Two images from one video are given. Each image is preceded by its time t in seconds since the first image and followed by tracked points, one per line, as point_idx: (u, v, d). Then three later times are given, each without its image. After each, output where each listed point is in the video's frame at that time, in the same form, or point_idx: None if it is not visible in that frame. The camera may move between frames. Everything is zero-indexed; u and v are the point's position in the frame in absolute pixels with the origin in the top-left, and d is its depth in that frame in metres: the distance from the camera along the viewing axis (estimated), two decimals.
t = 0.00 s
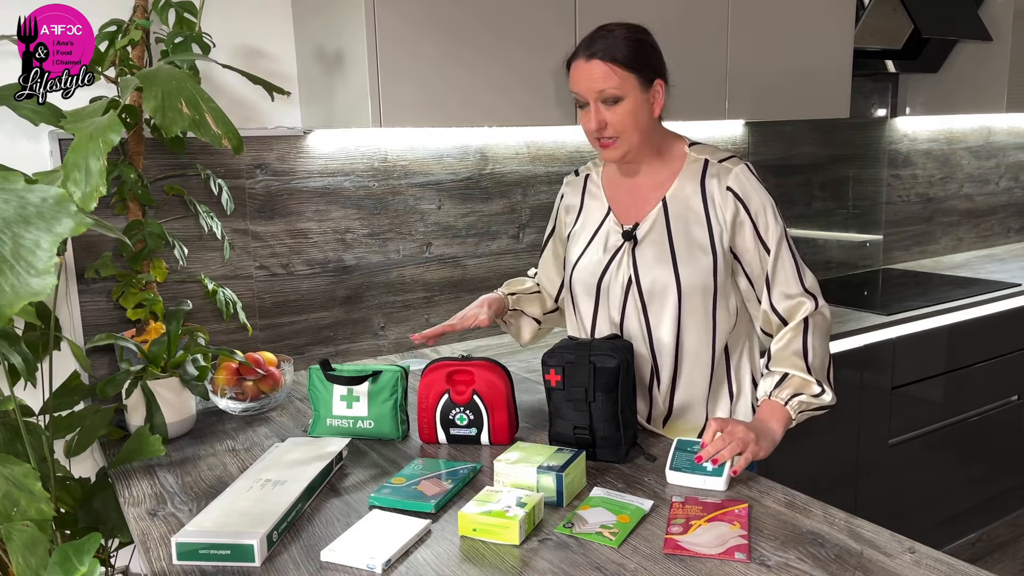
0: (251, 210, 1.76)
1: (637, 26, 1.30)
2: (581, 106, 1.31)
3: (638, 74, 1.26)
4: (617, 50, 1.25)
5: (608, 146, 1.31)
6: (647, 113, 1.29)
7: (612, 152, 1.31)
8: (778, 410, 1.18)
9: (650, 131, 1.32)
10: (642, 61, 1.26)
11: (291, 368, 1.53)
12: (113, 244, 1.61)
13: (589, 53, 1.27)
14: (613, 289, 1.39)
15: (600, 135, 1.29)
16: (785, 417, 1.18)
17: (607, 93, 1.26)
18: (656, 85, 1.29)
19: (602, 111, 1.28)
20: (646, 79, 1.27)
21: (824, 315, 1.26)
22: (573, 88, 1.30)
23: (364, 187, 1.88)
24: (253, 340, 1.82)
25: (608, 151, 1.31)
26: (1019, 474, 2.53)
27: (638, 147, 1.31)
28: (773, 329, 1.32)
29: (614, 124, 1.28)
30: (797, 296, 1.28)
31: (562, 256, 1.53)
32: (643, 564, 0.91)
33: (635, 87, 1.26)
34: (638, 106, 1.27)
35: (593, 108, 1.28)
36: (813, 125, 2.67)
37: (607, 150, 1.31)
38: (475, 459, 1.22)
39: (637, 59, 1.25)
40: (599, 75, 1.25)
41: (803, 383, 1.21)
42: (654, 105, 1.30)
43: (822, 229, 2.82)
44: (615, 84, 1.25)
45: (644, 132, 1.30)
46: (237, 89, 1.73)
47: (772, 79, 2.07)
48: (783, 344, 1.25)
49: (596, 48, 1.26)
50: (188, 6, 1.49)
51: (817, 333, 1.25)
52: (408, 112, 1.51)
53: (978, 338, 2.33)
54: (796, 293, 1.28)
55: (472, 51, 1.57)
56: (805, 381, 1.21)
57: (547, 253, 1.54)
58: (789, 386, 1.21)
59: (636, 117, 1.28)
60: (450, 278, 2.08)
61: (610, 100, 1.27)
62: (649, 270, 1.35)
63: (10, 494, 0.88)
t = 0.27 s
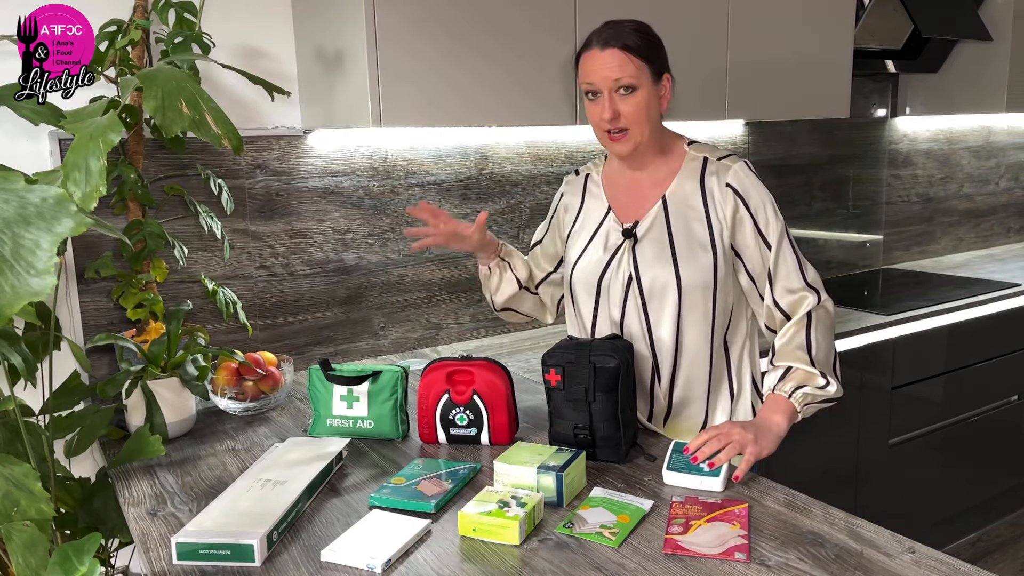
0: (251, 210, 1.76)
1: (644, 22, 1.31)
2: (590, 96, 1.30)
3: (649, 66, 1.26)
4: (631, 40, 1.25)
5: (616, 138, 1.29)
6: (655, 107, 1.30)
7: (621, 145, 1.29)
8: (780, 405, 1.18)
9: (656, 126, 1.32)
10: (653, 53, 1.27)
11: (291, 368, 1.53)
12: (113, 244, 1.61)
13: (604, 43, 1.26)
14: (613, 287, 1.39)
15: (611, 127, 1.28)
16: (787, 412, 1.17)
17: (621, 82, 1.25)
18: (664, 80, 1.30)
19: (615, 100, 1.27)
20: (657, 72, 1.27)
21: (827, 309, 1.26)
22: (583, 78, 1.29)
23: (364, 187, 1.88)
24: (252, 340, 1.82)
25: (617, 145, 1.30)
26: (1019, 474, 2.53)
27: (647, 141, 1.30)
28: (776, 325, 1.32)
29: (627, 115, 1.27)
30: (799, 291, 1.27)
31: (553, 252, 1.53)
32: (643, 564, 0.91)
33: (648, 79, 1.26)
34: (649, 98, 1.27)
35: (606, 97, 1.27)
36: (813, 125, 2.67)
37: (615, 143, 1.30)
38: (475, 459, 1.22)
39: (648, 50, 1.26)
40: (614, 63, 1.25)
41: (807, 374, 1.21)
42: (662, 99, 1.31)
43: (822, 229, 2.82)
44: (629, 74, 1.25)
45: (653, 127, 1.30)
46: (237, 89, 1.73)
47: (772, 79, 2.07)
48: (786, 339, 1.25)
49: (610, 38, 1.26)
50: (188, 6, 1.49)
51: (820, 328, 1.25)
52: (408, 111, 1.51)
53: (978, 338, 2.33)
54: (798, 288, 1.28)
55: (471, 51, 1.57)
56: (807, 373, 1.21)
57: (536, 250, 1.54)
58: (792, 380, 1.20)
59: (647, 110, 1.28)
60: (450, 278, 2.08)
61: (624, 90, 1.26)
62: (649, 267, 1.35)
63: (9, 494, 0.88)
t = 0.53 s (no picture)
0: (251, 210, 1.76)
1: (637, 27, 1.29)
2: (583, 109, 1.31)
3: (638, 79, 1.26)
4: (619, 57, 1.24)
5: (610, 147, 1.31)
6: (648, 114, 1.30)
7: (615, 153, 1.31)
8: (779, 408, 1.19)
9: (651, 130, 1.32)
10: (643, 66, 1.26)
11: (291, 368, 1.53)
12: (113, 244, 1.61)
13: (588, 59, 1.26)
14: (614, 285, 1.39)
15: (600, 138, 1.30)
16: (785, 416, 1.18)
17: (606, 98, 1.26)
18: (657, 86, 1.29)
19: (603, 116, 1.28)
20: (648, 82, 1.27)
21: (827, 311, 1.26)
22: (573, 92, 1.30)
23: (364, 187, 1.88)
24: (253, 340, 1.82)
25: (610, 152, 1.31)
26: (1019, 474, 2.53)
27: (638, 148, 1.31)
28: (777, 326, 1.32)
29: (615, 127, 1.28)
30: (799, 292, 1.27)
31: (559, 252, 1.53)
32: (643, 564, 0.91)
33: (636, 92, 1.26)
34: (639, 109, 1.28)
35: (595, 112, 1.28)
36: (813, 125, 2.67)
37: (609, 151, 1.32)
38: (475, 459, 1.22)
39: (634, 64, 1.25)
40: (600, 81, 1.25)
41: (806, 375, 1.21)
42: (655, 105, 1.31)
43: (822, 229, 2.82)
44: (613, 91, 1.25)
45: (647, 133, 1.30)
46: (237, 88, 1.73)
47: (772, 79, 2.07)
48: (786, 341, 1.25)
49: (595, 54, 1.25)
50: (188, 6, 1.49)
51: (820, 329, 1.25)
52: (408, 112, 1.51)
53: (978, 338, 2.33)
54: (798, 290, 1.27)
55: (471, 51, 1.57)
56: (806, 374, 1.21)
57: (542, 250, 1.54)
58: (792, 382, 1.21)
59: (636, 119, 1.28)
60: (450, 278, 2.08)
61: (610, 106, 1.27)
62: (650, 266, 1.35)
63: (9, 494, 0.88)
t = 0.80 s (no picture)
0: (251, 210, 1.76)
1: (635, 30, 1.29)
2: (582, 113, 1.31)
3: (638, 82, 1.26)
4: (620, 62, 1.24)
5: (610, 150, 1.32)
6: (649, 115, 1.30)
7: (615, 154, 1.32)
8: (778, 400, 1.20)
9: (652, 131, 1.32)
10: (643, 68, 1.26)
11: (291, 368, 1.53)
12: (113, 244, 1.61)
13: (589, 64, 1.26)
14: (613, 285, 1.39)
15: (602, 140, 1.30)
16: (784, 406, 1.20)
17: (608, 102, 1.26)
18: (657, 87, 1.29)
19: (604, 118, 1.28)
20: (648, 84, 1.27)
21: (828, 311, 1.28)
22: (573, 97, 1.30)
23: (364, 187, 1.88)
24: (253, 340, 1.82)
25: (612, 153, 1.32)
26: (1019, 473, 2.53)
27: (639, 149, 1.31)
28: (778, 324, 1.33)
29: (617, 130, 1.28)
30: (802, 292, 1.28)
31: (563, 252, 1.54)
32: (643, 564, 0.91)
33: (637, 95, 1.26)
34: (640, 111, 1.28)
35: (596, 116, 1.28)
36: (813, 125, 2.67)
37: (609, 152, 1.32)
38: (475, 459, 1.22)
39: (635, 67, 1.25)
40: (602, 86, 1.25)
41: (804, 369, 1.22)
42: (656, 106, 1.31)
43: (822, 229, 2.82)
44: (615, 94, 1.25)
45: (648, 133, 1.30)
46: (237, 88, 1.73)
47: (772, 79, 2.07)
48: (786, 337, 1.26)
49: (596, 58, 1.25)
50: (188, 6, 1.49)
51: (822, 330, 1.26)
52: (408, 111, 1.51)
53: (978, 338, 2.33)
54: (801, 288, 1.28)
55: (471, 51, 1.57)
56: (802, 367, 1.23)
57: (547, 250, 1.55)
58: (791, 376, 1.22)
59: (638, 122, 1.28)
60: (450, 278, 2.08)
61: (612, 109, 1.27)
62: (649, 266, 1.35)
63: (10, 494, 0.89)
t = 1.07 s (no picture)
0: (251, 210, 1.76)
1: (640, 31, 1.30)
2: (587, 114, 1.30)
3: (644, 83, 1.26)
4: (627, 63, 1.24)
5: (614, 153, 1.31)
6: (653, 118, 1.30)
7: (619, 157, 1.31)
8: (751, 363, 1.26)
9: (655, 134, 1.32)
10: (649, 69, 1.26)
11: (291, 368, 1.53)
12: (113, 244, 1.61)
13: (596, 65, 1.25)
14: (614, 287, 1.38)
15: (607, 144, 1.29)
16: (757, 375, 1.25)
17: (615, 104, 1.25)
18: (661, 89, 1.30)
19: (610, 120, 1.28)
20: (653, 86, 1.27)
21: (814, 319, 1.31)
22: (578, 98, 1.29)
23: (364, 187, 1.88)
24: (253, 340, 1.82)
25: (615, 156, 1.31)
26: (1019, 473, 2.53)
27: (643, 151, 1.31)
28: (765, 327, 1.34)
29: (622, 132, 1.28)
30: (795, 299, 1.29)
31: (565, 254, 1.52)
32: (643, 564, 0.91)
33: (643, 96, 1.26)
34: (645, 113, 1.28)
35: (602, 118, 1.28)
36: (812, 125, 2.67)
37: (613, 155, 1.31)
38: (475, 459, 1.22)
39: (641, 69, 1.25)
40: (609, 86, 1.24)
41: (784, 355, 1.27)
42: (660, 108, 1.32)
43: (822, 229, 2.82)
44: (622, 96, 1.25)
45: (651, 135, 1.30)
46: (237, 88, 1.73)
47: (772, 79, 2.07)
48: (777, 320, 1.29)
49: (603, 59, 1.25)
50: (188, 6, 1.49)
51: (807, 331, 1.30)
52: (408, 111, 1.51)
53: (978, 338, 2.33)
54: (795, 295, 1.30)
55: (471, 51, 1.57)
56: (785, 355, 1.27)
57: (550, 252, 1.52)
58: (771, 356, 1.27)
59: (643, 124, 1.28)
60: (450, 278, 2.08)
61: (618, 111, 1.26)
62: (651, 268, 1.35)
63: (9, 494, 0.89)
